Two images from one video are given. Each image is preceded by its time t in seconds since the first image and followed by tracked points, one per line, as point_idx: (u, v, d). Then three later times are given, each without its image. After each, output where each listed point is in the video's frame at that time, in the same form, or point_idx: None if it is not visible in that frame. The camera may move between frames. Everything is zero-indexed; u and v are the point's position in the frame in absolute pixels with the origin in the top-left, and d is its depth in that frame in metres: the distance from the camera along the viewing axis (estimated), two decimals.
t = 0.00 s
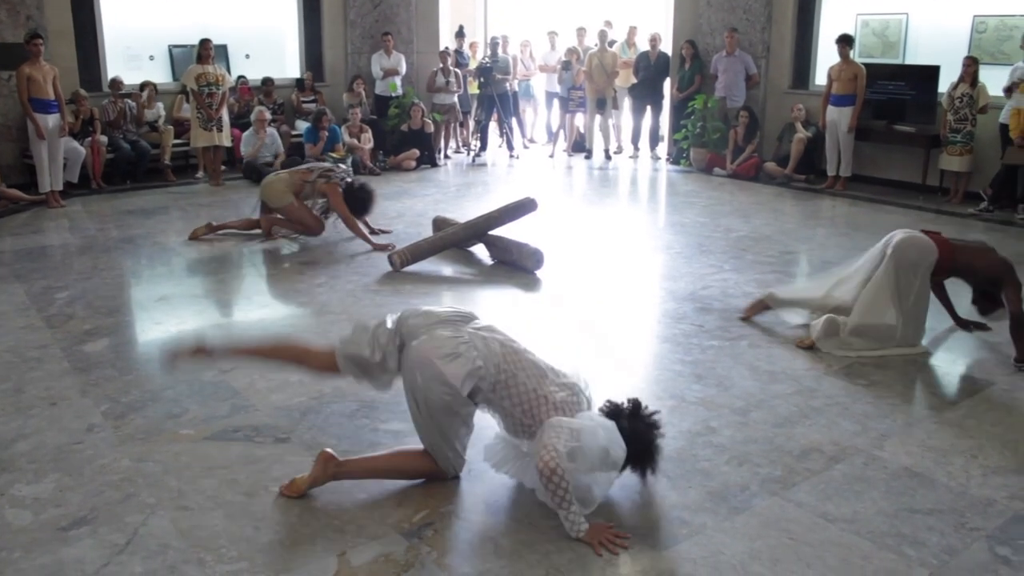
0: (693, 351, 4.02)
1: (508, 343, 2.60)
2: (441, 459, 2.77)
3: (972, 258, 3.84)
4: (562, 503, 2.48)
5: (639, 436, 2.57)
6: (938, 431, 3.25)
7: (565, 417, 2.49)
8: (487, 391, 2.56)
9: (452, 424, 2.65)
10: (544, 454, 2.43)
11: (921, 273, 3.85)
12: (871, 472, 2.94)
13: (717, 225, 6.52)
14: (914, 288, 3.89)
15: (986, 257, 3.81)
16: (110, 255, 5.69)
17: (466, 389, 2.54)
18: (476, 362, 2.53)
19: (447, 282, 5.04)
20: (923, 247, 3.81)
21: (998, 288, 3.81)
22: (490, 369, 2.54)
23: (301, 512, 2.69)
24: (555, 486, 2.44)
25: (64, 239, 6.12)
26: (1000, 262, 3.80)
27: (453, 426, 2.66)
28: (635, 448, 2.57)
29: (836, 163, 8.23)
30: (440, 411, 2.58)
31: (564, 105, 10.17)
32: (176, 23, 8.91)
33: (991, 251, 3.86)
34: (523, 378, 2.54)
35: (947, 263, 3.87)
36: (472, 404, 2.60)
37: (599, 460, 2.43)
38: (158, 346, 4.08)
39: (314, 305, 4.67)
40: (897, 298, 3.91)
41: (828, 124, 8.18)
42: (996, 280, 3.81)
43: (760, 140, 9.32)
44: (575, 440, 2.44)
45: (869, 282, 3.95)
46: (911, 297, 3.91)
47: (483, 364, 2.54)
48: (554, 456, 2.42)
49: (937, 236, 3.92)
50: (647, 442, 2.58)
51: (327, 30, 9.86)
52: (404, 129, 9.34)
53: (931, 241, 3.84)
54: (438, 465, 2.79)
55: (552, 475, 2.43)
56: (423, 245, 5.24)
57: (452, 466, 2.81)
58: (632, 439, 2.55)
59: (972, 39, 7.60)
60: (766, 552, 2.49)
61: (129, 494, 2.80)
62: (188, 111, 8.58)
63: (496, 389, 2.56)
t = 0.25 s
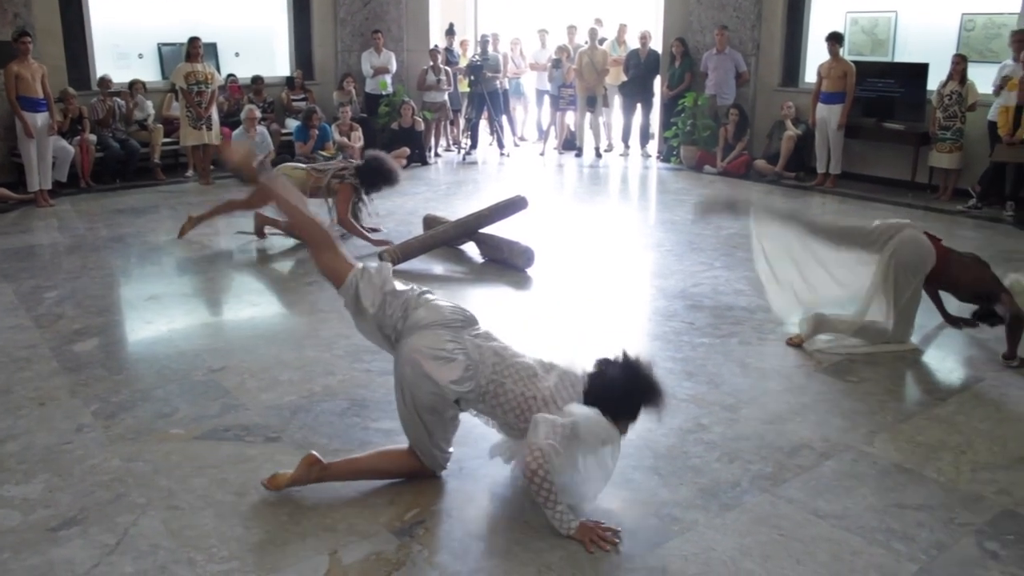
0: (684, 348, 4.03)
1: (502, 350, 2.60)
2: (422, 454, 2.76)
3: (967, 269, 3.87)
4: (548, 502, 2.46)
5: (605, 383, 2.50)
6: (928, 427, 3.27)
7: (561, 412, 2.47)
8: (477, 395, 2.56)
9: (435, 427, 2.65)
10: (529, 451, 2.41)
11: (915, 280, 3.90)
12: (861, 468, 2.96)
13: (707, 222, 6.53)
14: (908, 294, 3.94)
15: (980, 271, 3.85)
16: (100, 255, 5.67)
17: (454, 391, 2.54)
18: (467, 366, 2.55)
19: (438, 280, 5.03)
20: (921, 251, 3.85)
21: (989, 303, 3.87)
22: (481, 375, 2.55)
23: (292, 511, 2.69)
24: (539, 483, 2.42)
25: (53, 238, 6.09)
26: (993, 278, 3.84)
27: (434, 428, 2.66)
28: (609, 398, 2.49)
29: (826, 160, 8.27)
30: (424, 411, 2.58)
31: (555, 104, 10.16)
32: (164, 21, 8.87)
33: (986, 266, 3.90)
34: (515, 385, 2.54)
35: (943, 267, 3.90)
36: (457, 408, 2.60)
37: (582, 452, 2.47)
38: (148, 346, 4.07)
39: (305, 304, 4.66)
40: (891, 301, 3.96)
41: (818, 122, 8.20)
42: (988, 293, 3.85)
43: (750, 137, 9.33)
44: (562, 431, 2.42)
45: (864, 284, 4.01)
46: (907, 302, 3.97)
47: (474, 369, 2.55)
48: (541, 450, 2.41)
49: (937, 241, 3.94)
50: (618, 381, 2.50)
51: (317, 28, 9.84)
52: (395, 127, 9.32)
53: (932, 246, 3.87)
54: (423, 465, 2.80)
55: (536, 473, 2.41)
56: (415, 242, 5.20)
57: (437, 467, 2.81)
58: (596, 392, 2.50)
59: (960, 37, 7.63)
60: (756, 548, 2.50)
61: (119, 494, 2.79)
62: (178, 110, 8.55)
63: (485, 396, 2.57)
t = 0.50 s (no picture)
0: (673, 344, 4.04)
1: (485, 332, 2.57)
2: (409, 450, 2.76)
3: (956, 257, 3.88)
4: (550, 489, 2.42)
5: (592, 295, 2.37)
6: (915, 422, 3.28)
7: (552, 379, 2.40)
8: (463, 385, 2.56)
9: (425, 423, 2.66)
10: (535, 441, 2.39)
11: (898, 270, 3.92)
12: (849, 463, 2.97)
13: (695, 219, 6.55)
14: (892, 285, 3.96)
15: (965, 257, 3.83)
16: (87, 253, 5.64)
17: (436, 385, 2.55)
18: (448, 359, 2.55)
19: (426, 277, 5.03)
20: (904, 242, 3.90)
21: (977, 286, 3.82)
22: (463, 365, 2.54)
23: (281, 509, 2.68)
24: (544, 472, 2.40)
25: (39, 236, 6.06)
26: (981, 258, 3.77)
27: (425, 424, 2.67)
28: (601, 309, 2.37)
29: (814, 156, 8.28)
30: (411, 408, 2.60)
31: (544, 101, 10.18)
32: (151, 18, 8.84)
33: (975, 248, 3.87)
34: (499, 367, 2.51)
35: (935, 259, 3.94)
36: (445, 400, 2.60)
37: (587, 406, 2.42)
38: (136, 345, 4.05)
39: (293, 302, 4.65)
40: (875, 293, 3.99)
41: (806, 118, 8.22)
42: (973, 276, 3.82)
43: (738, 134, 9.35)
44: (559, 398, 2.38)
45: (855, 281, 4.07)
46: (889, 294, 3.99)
47: (456, 359, 2.55)
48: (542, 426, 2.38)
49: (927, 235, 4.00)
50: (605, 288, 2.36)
51: (305, 25, 9.81)
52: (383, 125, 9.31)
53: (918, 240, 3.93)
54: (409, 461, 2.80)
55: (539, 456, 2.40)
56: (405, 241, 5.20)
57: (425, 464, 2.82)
58: (588, 308, 2.36)
59: (947, 34, 7.67)
60: (745, 544, 2.50)
61: (107, 493, 2.77)
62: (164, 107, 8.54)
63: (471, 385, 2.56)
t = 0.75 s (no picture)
0: (661, 340, 4.04)
1: (468, 310, 2.58)
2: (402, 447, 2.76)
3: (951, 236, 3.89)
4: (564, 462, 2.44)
5: (569, 244, 2.43)
6: (902, 415, 3.30)
7: (556, 341, 2.41)
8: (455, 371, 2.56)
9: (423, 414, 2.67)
10: (553, 413, 2.41)
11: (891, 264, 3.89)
12: (837, 457, 2.98)
13: (683, 214, 6.56)
14: (885, 278, 3.93)
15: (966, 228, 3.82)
16: (73, 251, 5.60)
17: (429, 373, 2.56)
18: (437, 347, 2.54)
19: (414, 274, 5.01)
20: (894, 237, 3.85)
21: (980, 254, 3.82)
22: (452, 350, 2.53)
23: (270, 506, 2.67)
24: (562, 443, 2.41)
25: (25, 234, 6.01)
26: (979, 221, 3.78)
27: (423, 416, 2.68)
28: (581, 256, 2.44)
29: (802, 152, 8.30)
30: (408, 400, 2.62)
31: (531, 96, 10.17)
32: (137, 14, 8.79)
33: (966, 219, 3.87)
34: (488, 345, 2.52)
35: (932, 244, 3.94)
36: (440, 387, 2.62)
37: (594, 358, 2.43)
38: (123, 343, 4.03)
39: (281, 299, 4.63)
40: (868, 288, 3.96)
41: (793, 114, 8.24)
42: (976, 246, 3.83)
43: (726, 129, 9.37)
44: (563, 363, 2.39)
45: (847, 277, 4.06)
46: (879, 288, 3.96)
47: (445, 347, 2.53)
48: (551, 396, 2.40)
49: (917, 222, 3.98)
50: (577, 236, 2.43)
51: (292, 22, 9.78)
52: (371, 121, 9.28)
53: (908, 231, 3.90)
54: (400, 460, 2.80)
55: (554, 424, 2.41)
56: (393, 236, 5.23)
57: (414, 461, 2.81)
58: (568, 257, 2.43)
59: (933, 29, 7.71)
60: (733, 538, 2.51)
61: (94, 492, 2.76)
62: (151, 103, 8.47)
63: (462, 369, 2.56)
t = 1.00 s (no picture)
0: (649, 335, 4.05)
1: (443, 297, 2.60)
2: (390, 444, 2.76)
3: (936, 222, 3.96)
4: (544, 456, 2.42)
5: (573, 259, 2.38)
6: (888, 410, 3.32)
7: (532, 340, 2.43)
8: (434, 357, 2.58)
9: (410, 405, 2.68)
10: (518, 408, 2.41)
11: (878, 259, 3.95)
12: (824, 451, 3.00)
13: (671, 210, 6.57)
14: (873, 275, 3.98)
15: (951, 204, 3.94)
16: (59, 248, 5.56)
17: (408, 362, 2.59)
18: (410, 335, 2.55)
19: (402, 271, 5.00)
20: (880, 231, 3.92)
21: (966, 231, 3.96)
22: (424, 335, 2.56)
23: (258, 504, 2.67)
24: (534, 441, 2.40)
25: (9, 232, 5.97)
26: (962, 194, 3.93)
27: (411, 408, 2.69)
28: (581, 276, 2.40)
29: (790, 148, 8.31)
30: (394, 392, 2.63)
31: (519, 92, 10.14)
32: (123, 10, 8.73)
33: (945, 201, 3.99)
34: (460, 327, 2.55)
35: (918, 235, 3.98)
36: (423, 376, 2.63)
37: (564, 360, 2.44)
38: (109, 341, 4.00)
39: (269, 296, 4.62)
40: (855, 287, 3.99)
41: (781, 110, 8.26)
42: (964, 225, 3.95)
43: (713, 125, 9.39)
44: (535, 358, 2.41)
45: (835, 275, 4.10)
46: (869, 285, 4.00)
47: (419, 333, 2.56)
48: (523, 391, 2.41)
49: (896, 213, 4.03)
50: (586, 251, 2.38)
51: (279, 17, 9.74)
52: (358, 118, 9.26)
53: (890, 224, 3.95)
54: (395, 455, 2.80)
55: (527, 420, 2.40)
56: (381, 232, 5.22)
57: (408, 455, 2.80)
58: (569, 272, 2.39)
59: (919, 26, 7.75)
60: (721, 532, 2.52)
61: (81, 490, 2.75)
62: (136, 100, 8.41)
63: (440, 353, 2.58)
